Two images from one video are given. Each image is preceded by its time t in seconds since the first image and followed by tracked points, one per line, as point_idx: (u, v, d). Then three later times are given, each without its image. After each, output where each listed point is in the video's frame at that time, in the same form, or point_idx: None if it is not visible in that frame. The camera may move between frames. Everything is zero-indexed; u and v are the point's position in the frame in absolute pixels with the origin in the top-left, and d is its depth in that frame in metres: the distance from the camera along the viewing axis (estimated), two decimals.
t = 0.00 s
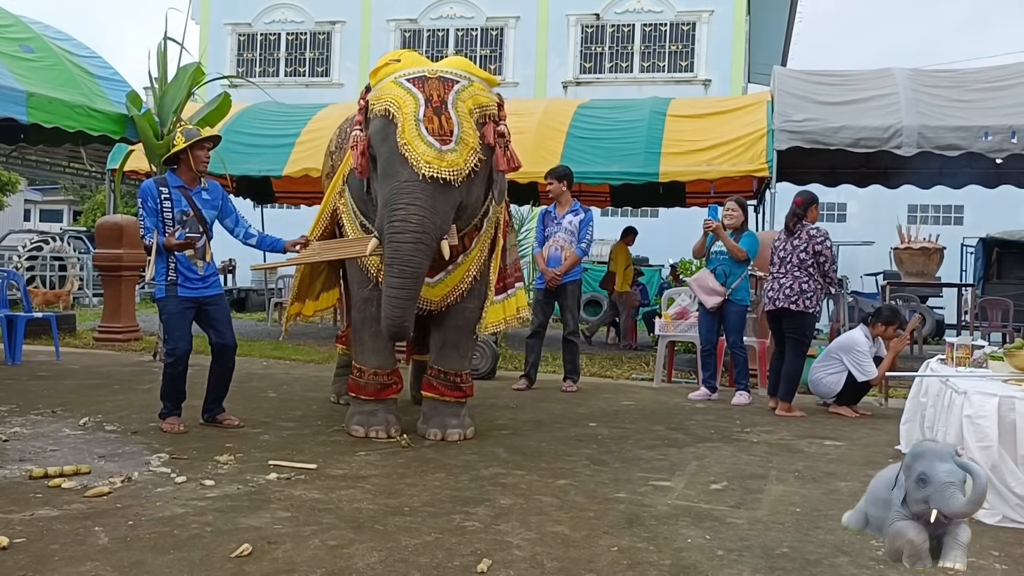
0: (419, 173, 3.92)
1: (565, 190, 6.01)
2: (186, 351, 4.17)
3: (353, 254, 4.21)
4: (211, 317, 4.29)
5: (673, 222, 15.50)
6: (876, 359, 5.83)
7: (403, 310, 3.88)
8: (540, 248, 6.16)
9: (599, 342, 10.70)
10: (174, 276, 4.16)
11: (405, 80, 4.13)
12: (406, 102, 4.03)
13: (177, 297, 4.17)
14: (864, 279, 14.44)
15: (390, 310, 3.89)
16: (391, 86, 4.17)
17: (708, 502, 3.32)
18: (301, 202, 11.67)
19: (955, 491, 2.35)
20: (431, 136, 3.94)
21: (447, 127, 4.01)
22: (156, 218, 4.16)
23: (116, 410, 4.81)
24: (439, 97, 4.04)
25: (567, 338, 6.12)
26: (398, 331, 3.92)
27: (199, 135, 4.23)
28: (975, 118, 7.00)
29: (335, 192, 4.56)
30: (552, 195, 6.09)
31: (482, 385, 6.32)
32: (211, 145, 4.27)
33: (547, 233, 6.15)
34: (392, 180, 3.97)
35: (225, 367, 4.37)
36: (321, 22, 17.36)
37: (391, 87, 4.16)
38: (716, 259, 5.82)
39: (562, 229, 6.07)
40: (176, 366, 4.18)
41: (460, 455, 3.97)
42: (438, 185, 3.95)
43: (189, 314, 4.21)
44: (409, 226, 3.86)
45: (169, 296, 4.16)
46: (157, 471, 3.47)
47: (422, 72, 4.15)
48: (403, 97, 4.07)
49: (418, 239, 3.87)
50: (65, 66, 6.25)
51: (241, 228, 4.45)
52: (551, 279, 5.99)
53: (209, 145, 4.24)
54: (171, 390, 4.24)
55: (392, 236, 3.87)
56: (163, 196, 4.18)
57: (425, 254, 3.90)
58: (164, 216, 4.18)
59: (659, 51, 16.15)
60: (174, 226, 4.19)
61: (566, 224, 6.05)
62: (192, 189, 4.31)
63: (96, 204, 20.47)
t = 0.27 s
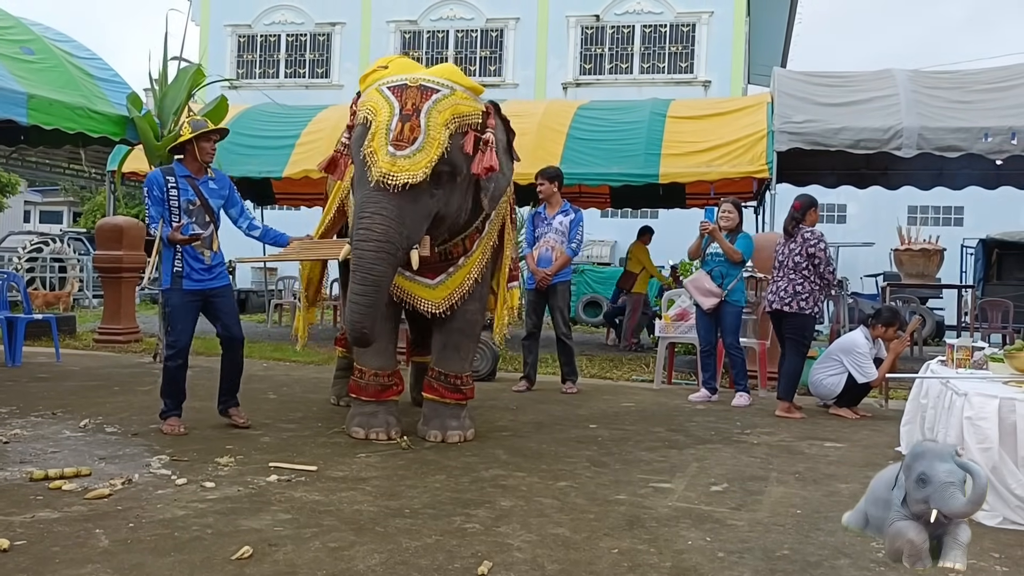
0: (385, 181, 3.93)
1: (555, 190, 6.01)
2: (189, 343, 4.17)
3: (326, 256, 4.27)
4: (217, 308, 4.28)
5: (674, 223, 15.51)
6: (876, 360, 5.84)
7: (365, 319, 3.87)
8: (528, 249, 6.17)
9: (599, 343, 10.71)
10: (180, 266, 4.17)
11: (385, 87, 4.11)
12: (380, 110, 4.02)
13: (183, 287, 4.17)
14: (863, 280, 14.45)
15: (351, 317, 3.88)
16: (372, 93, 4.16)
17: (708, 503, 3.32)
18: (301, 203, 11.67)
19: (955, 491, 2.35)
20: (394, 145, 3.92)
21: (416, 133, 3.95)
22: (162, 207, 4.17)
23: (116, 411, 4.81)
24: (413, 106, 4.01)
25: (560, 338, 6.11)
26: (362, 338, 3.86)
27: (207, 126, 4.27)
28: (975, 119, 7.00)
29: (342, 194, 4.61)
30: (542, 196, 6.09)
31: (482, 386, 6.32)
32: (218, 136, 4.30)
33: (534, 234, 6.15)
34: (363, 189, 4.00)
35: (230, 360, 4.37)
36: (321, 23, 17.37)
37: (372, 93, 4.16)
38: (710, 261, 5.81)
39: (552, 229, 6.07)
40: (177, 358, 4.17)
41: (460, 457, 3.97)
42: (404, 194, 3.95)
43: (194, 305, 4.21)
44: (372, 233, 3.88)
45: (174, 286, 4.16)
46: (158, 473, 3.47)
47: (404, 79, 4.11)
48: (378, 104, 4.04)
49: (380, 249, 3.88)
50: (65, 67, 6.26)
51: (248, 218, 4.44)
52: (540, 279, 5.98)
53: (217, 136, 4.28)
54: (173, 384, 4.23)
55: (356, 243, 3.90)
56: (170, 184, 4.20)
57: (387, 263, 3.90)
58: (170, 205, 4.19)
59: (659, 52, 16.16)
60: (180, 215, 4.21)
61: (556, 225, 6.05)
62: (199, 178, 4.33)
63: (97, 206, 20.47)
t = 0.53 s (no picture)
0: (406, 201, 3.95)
1: (546, 192, 5.99)
2: (200, 345, 4.19)
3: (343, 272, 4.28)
4: (230, 312, 4.29)
5: (673, 226, 15.52)
6: (876, 363, 5.84)
7: (396, 337, 3.95)
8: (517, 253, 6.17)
9: (599, 346, 10.71)
10: (196, 271, 4.18)
11: (391, 99, 4.09)
12: (390, 124, 4.00)
13: (198, 291, 4.18)
14: (863, 283, 14.45)
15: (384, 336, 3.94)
16: (377, 105, 4.13)
17: (708, 507, 3.32)
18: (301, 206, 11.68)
19: (955, 491, 2.35)
20: (408, 163, 3.93)
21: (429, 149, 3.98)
22: (177, 214, 4.18)
23: (116, 414, 4.81)
24: (424, 120, 4.01)
25: (553, 340, 6.07)
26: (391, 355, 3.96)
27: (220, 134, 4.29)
28: (974, 122, 7.00)
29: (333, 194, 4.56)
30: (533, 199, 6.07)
31: (482, 389, 6.32)
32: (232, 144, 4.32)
33: (524, 238, 6.15)
34: (381, 208, 3.99)
35: (239, 362, 4.38)
36: (321, 26, 17.39)
37: (377, 105, 4.12)
38: (704, 265, 5.78)
39: (543, 232, 6.05)
40: (189, 360, 4.19)
41: (460, 460, 3.97)
42: (425, 213, 3.99)
43: (208, 309, 4.23)
44: (402, 256, 3.91)
45: (190, 290, 4.17)
46: (157, 476, 3.47)
47: (408, 91, 4.09)
48: (388, 118, 4.03)
49: (409, 269, 3.92)
50: (65, 71, 6.26)
51: (262, 224, 4.47)
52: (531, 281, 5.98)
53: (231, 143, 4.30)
54: (182, 384, 4.25)
55: (385, 265, 3.91)
56: (184, 192, 4.21)
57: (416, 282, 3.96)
58: (184, 212, 4.19)
59: (658, 55, 16.18)
60: (195, 222, 4.21)
61: (547, 228, 6.03)
62: (213, 186, 4.34)
63: (97, 209, 20.47)
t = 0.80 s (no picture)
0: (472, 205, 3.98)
1: (544, 194, 5.98)
2: (209, 349, 4.21)
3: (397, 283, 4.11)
4: (239, 320, 4.31)
5: (673, 228, 15.53)
6: (875, 366, 5.84)
7: (462, 335, 4.02)
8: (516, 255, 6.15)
9: (599, 348, 10.72)
10: (207, 277, 4.20)
11: (439, 104, 4.07)
12: (444, 130, 3.99)
13: (208, 296, 4.20)
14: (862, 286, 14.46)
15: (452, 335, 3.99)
16: (423, 109, 4.08)
17: (708, 510, 3.32)
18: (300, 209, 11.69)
19: (955, 491, 2.35)
20: (473, 167, 3.95)
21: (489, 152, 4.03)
22: (190, 223, 4.20)
23: (115, 417, 4.81)
24: (478, 126, 4.04)
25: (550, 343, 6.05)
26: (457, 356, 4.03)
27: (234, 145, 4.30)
28: (973, 125, 7.01)
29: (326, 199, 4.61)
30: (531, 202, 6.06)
31: (482, 392, 6.31)
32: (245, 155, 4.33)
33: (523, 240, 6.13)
34: (442, 212, 3.98)
35: (247, 365, 4.39)
36: (321, 29, 17.41)
37: (423, 110, 4.08)
38: (702, 268, 5.78)
39: (540, 234, 6.04)
40: (199, 362, 4.21)
41: (460, 463, 3.97)
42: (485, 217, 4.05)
43: (218, 315, 4.24)
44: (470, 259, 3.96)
45: (201, 295, 4.19)
46: (157, 479, 3.46)
47: (454, 96, 4.08)
48: (441, 124, 4.01)
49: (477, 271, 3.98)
50: (65, 73, 6.26)
51: (272, 233, 4.45)
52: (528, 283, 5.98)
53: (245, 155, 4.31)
54: (193, 384, 4.25)
55: (454, 268, 3.95)
56: (197, 202, 4.21)
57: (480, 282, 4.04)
58: (197, 221, 4.20)
59: (658, 58, 16.20)
60: (207, 231, 4.22)
61: (544, 230, 6.02)
62: (226, 196, 4.36)
63: (96, 211, 20.50)
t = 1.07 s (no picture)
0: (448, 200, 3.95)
1: (547, 197, 5.99)
2: (205, 351, 4.25)
3: (381, 284, 4.23)
4: (236, 321, 4.31)
5: (673, 230, 15.54)
6: (875, 368, 5.84)
7: (446, 335, 3.92)
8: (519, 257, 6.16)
9: (599, 350, 10.72)
10: (203, 279, 4.21)
11: (430, 103, 4.08)
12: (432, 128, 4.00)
13: (204, 299, 4.22)
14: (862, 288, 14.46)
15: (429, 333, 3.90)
16: (414, 109, 4.10)
17: (708, 513, 3.32)
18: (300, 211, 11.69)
19: (955, 491, 2.35)
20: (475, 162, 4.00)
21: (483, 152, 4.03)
22: (187, 223, 4.21)
23: (115, 420, 4.81)
24: (467, 123, 4.03)
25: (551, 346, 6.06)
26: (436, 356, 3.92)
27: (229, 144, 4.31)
28: (972, 128, 7.01)
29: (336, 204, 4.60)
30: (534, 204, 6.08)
31: (482, 394, 6.31)
32: (241, 154, 4.32)
33: (525, 243, 6.14)
34: (419, 208, 3.97)
35: (245, 368, 4.40)
36: (321, 31, 17.42)
37: (414, 109, 4.10)
38: (702, 271, 5.79)
39: (542, 237, 6.04)
40: (194, 363, 4.26)
41: (459, 466, 3.97)
42: (464, 213, 3.98)
43: (215, 317, 4.26)
44: (442, 254, 3.90)
45: (196, 297, 4.21)
46: (157, 482, 3.46)
47: (446, 96, 4.09)
48: (430, 121, 4.01)
49: (452, 267, 3.92)
50: (65, 76, 6.27)
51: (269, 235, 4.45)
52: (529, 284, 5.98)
53: (238, 153, 4.30)
54: (188, 384, 4.33)
55: (427, 263, 3.90)
56: (195, 202, 4.23)
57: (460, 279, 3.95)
58: (195, 221, 4.21)
59: (657, 60, 16.21)
60: (204, 231, 4.23)
61: (546, 232, 6.03)
62: (224, 196, 4.36)
63: (96, 213, 20.50)
